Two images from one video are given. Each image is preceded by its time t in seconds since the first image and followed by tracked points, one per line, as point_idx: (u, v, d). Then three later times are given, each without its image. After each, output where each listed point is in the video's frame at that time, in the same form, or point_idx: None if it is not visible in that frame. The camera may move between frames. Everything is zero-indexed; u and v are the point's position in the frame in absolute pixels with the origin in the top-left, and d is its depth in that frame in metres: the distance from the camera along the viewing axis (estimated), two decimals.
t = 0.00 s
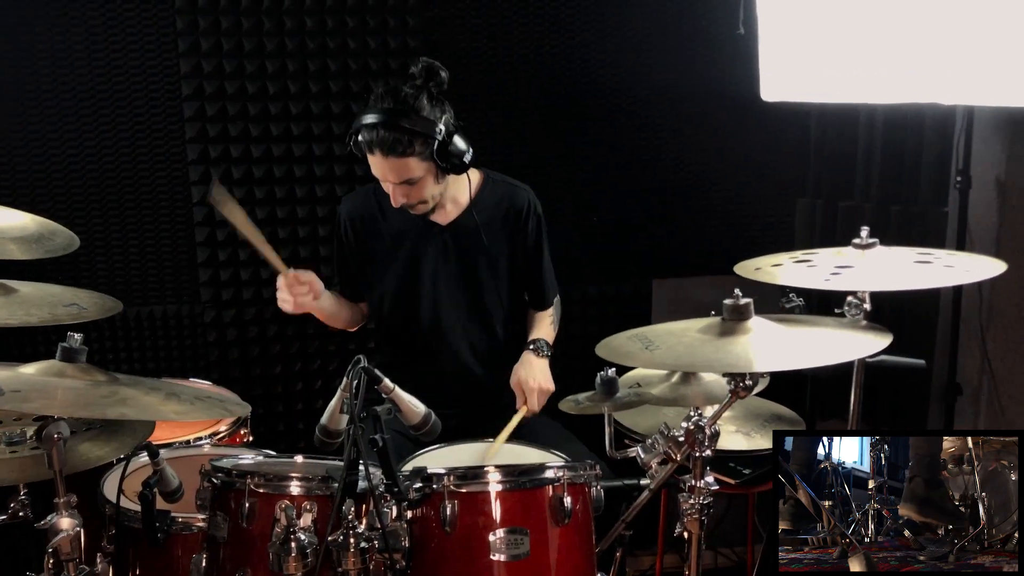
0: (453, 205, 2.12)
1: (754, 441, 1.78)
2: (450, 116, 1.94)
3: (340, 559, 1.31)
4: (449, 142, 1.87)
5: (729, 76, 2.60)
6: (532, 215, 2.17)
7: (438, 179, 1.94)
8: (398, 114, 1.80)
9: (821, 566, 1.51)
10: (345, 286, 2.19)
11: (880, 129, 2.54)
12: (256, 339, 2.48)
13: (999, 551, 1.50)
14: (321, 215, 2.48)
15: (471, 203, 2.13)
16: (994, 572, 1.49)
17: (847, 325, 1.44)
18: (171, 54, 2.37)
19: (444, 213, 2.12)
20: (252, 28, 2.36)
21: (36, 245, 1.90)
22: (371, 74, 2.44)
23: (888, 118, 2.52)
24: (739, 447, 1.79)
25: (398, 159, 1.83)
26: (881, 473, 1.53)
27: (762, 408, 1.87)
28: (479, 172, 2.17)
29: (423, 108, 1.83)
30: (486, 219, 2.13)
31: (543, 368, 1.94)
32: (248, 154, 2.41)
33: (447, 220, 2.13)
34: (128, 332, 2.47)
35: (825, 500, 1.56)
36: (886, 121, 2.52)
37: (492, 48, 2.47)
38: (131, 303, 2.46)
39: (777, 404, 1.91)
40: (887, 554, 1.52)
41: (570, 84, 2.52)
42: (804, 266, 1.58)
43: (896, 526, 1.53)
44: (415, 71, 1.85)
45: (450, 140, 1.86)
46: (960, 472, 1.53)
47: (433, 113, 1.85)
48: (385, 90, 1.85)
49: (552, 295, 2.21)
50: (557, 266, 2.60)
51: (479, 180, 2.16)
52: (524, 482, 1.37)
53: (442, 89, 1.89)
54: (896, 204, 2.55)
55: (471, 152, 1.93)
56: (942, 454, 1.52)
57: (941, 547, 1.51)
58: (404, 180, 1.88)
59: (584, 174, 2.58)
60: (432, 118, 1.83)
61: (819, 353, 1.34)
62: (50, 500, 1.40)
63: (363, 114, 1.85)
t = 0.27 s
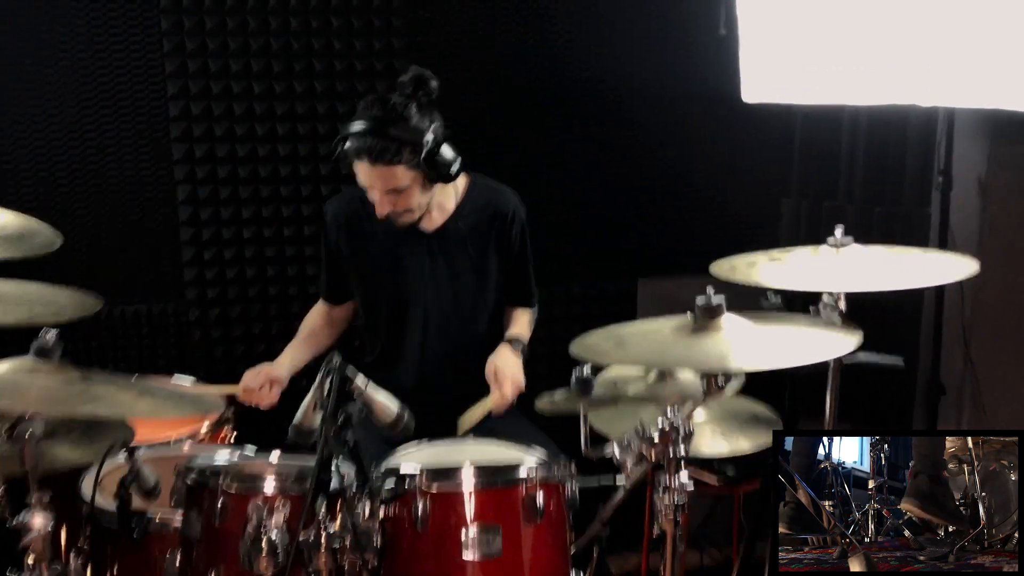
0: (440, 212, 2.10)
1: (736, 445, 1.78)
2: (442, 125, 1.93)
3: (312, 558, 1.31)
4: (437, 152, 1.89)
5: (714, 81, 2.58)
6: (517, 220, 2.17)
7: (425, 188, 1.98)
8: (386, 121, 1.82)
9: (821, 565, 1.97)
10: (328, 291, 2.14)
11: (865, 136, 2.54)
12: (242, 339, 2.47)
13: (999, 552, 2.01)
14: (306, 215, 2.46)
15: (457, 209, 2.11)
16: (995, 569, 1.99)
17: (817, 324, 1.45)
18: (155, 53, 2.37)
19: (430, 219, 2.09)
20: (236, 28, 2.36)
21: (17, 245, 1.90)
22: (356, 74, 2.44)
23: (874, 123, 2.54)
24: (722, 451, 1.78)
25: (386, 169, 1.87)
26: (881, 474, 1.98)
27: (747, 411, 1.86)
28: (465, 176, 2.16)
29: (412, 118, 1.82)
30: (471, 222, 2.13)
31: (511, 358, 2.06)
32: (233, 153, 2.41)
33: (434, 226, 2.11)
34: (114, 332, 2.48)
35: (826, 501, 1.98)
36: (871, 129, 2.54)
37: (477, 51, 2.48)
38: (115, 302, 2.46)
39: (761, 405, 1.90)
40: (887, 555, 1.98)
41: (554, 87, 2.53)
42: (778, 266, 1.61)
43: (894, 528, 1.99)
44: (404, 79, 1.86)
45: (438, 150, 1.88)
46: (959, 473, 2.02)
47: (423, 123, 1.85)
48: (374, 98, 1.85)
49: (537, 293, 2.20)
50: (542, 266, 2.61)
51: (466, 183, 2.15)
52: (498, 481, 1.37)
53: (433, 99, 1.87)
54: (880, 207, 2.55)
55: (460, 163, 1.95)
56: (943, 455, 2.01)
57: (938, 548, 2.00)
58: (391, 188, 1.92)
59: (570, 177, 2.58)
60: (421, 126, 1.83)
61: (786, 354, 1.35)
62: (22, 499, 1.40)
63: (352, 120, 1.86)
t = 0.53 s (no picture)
0: (422, 206, 2.13)
1: (717, 441, 1.77)
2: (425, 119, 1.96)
3: (287, 553, 1.32)
4: (419, 140, 1.88)
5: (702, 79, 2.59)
6: (501, 214, 2.17)
7: (406, 178, 1.96)
8: (368, 109, 1.83)
9: (821, 566, 1.71)
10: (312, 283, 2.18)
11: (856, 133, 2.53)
12: (233, 335, 2.50)
13: (998, 551, 1.70)
14: (296, 213, 2.49)
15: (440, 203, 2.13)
16: (994, 571, 1.69)
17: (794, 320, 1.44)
18: (147, 50, 2.38)
19: (413, 212, 2.12)
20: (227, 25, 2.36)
21: (7, 240, 1.91)
22: (347, 71, 2.44)
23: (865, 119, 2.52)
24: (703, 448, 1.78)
25: (368, 156, 1.86)
26: (881, 474, 1.71)
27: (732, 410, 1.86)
28: (447, 171, 2.18)
29: (393, 106, 1.85)
30: (455, 217, 2.14)
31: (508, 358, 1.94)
32: (224, 150, 2.42)
33: (417, 219, 2.13)
34: (104, 328, 2.47)
35: (826, 501, 1.71)
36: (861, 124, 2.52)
37: (469, 48, 2.48)
38: (107, 298, 2.47)
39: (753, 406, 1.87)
40: (887, 554, 1.70)
41: (544, 83, 2.52)
42: (760, 264, 1.59)
43: (895, 526, 1.71)
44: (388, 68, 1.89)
45: (419, 138, 1.88)
46: (960, 473, 1.71)
47: (405, 111, 1.88)
48: (356, 86, 1.88)
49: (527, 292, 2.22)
50: (534, 263, 2.61)
51: (449, 178, 2.17)
52: (474, 478, 1.38)
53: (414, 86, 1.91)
54: (873, 204, 2.54)
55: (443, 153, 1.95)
56: (942, 455, 1.71)
57: (939, 547, 1.70)
58: (371, 176, 1.90)
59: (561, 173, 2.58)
60: (402, 114, 1.85)
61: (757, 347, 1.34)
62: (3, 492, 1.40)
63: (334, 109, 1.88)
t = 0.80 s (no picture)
0: (436, 207, 2.11)
1: (717, 442, 1.78)
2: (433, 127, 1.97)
3: (279, 546, 1.33)
4: (429, 150, 1.89)
5: (708, 80, 2.57)
6: (512, 217, 2.18)
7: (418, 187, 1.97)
8: (378, 123, 1.83)
9: (820, 566, 1.61)
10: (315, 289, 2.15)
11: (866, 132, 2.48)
12: (243, 331, 2.52)
13: (999, 551, 1.59)
14: (307, 211, 2.51)
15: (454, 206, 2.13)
16: (994, 571, 1.58)
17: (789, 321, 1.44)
18: (161, 50, 2.40)
19: (427, 214, 2.12)
20: (240, 26, 2.38)
21: (18, 236, 1.94)
22: (358, 71, 2.46)
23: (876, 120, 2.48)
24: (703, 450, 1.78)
25: (380, 168, 1.87)
26: (881, 473, 1.61)
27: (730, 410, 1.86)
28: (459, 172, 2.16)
29: (402, 117, 1.86)
30: (466, 220, 2.14)
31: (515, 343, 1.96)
32: (236, 149, 2.44)
33: (430, 219, 2.12)
34: (118, 323, 2.51)
35: (826, 500, 1.63)
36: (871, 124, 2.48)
37: (478, 47, 2.49)
38: (121, 294, 2.50)
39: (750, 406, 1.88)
40: (887, 554, 1.61)
41: (552, 82, 2.52)
42: (758, 265, 1.59)
43: (896, 526, 1.61)
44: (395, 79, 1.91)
45: (429, 148, 1.89)
46: (960, 473, 1.61)
47: (414, 122, 1.89)
48: (365, 100, 1.88)
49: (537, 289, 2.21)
50: (543, 263, 2.61)
51: (464, 181, 2.15)
52: (466, 474, 1.38)
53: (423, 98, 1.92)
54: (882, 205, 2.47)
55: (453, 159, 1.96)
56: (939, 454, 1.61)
57: (940, 545, 1.60)
58: (384, 187, 1.91)
59: (567, 172, 2.58)
60: (411, 125, 1.86)
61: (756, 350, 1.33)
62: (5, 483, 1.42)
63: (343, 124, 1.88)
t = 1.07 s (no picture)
0: (451, 209, 2.14)
1: (728, 446, 1.76)
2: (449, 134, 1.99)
3: (280, 540, 1.36)
4: (441, 158, 1.91)
5: (731, 82, 2.44)
6: (527, 216, 2.19)
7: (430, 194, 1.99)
8: (394, 127, 1.85)
9: (820, 566, 1.67)
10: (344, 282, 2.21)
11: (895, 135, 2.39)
12: (269, 328, 2.56)
13: (999, 551, 1.65)
14: (331, 210, 2.53)
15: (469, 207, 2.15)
16: (994, 571, 1.64)
17: (794, 325, 1.43)
18: (190, 51, 2.45)
19: (442, 215, 2.14)
20: (267, 27, 2.42)
21: (43, 232, 2.00)
22: (382, 71, 2.48)
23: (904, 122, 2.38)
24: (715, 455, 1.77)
25: (392, 173, 1.89)
26: (881, 473, 1.67)
27: (742, 414, 1.85)
28: (475, 173, 2.20)
29: (418, 124, 1.88)
30: (479, 220, 2.17)
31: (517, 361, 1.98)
32: (262, 148, 2.48)
33: (445, 221, 2.15)
34: (148, 319, 2.56)
35: (826, 501, 1.69)
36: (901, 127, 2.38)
37: (499, 48, 2.50)
38: (150, 290, 2.56)
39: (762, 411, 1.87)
40: (887, 554, 1.68)
41: (572, 83, 2.51)
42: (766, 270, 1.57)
43: (895, 526, 1.69)
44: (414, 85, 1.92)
45: (442, 156, 1.91)
46: (960, 473, 1.67)
47: (430, 130, 1.91)
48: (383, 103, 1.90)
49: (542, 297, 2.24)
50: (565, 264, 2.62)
51: (478, 180, 2.19)
52: (467, 473, 1.39)
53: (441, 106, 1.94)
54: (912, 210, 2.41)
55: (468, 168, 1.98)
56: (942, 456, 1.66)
57: (939, 546, 1.67)
58: (396, 192, 1.93)
59: (590, 172, 2.56)
60: (426, 133, 1.88)
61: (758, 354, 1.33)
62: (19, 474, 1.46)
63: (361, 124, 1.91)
